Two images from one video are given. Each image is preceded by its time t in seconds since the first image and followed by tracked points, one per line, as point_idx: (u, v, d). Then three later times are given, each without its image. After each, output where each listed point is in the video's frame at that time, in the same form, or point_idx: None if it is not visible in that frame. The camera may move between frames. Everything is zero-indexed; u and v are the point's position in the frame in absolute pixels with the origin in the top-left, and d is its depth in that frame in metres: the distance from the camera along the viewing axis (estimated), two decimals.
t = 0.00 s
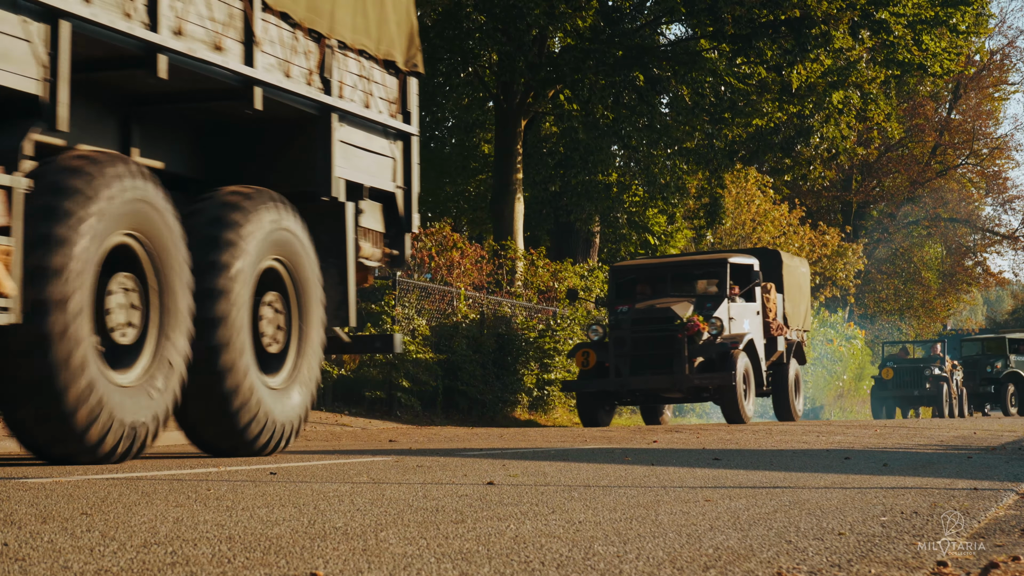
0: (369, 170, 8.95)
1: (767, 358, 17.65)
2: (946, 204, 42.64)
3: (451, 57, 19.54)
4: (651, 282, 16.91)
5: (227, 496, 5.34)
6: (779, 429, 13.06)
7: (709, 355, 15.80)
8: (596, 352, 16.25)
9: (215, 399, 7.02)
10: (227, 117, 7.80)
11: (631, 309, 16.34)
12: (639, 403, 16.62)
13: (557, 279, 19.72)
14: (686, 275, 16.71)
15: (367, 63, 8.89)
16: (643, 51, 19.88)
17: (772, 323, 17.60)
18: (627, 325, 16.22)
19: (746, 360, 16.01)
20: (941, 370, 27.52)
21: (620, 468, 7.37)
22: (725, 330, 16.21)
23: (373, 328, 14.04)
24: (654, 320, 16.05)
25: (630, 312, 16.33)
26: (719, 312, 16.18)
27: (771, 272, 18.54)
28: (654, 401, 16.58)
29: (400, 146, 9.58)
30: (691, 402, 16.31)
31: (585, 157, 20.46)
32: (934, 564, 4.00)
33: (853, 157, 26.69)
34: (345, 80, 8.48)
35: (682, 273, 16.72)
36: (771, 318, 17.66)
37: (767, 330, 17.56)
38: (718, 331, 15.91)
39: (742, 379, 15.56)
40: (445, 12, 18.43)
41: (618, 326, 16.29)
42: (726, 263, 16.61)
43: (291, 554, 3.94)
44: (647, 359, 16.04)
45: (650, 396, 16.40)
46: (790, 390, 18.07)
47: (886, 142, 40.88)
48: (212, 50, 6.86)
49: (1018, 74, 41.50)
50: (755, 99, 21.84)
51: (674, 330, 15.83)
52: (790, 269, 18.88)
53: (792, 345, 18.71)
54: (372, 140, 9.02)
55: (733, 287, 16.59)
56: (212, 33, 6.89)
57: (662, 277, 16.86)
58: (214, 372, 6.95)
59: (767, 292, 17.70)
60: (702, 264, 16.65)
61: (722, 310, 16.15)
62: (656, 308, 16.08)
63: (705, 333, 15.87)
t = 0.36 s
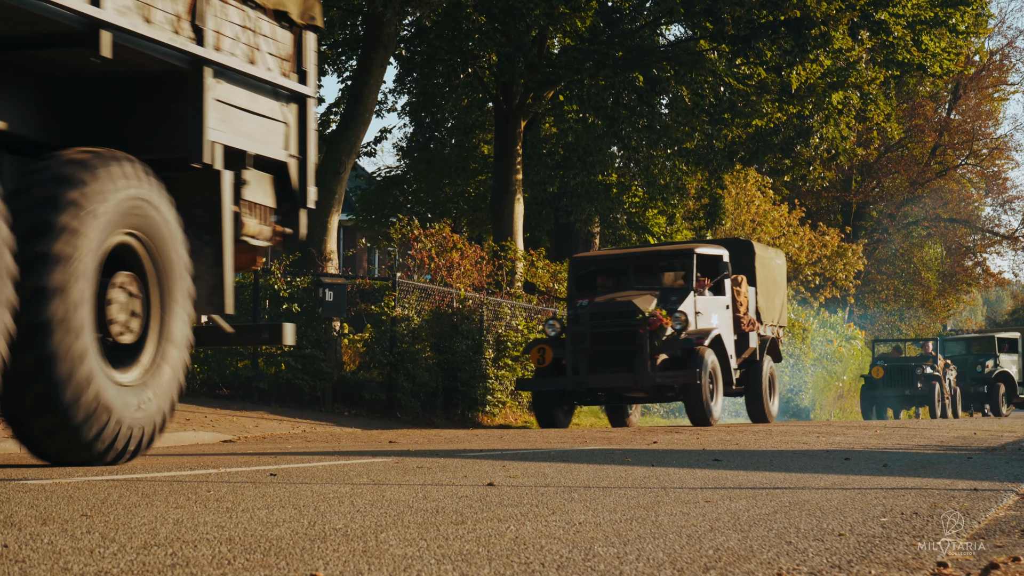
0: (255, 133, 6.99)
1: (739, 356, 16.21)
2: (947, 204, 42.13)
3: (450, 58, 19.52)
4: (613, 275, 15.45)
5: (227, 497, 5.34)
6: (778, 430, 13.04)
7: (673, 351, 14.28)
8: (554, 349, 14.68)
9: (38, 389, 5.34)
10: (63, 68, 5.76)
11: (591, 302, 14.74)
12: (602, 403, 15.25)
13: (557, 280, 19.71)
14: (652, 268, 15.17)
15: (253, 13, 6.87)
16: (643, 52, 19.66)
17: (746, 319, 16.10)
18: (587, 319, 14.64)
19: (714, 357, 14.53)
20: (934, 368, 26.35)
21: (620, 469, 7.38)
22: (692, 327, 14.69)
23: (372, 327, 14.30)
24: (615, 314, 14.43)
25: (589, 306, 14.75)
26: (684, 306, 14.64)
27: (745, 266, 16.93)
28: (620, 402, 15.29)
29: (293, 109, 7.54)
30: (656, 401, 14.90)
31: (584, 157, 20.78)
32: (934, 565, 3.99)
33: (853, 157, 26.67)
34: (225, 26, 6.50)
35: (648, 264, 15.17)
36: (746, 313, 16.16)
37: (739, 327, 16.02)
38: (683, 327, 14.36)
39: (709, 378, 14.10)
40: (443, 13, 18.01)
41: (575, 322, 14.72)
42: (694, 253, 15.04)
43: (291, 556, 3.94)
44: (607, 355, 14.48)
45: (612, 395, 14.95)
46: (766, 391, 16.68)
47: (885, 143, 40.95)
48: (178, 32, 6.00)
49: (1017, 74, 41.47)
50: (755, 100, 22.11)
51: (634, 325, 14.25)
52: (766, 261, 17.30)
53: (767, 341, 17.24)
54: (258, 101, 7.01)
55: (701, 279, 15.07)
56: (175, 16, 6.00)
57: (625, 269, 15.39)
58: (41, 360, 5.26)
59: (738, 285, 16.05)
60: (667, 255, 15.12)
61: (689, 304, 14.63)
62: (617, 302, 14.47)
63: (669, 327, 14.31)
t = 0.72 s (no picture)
0: (97, 85, 4.71)
1: (706, 354, 14.70)
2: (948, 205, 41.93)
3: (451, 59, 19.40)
4: (573, 265, 14.11)
5: (228, 498, 5.33)
6: (780, 431, 13.00)
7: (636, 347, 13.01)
8: (507, 342, 13.36)
9: None
10: None
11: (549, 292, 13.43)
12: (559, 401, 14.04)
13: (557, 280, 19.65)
14: (614, 258, 13.86)
15: None
16: (644, 53, 19.63)
17: (714, 314, 14.57)
18: (543, 311, 13.36)
19: (679, 354, 13.25)
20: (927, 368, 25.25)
21: (621, 470, 7.37)
22: (655, 320, 13.26)
23: (373, 328, 14.38)
24: (574, 305, 13.14)
25: (546, 295, 13.45)
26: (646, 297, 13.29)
27: (715, 258, 15.42)
28: (595, 403, 14.46)
29: (152, 60, 5.16)
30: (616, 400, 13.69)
31: (586, 158, 20.80)
32: (936, 566, 3.99)
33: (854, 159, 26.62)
34: None
35: (610, 253, 13.87)
36: (715, 307, 14.64)
37: (707, 323, 14.52)
38: (646, 320, 13.04)
39: (674, 377, 12.87)
40: (444, 14, 17.99)
41: (531, 313, 13.41)
42: (660, 241, 13.69)
43: (293, 557, 3.93)
44: (566, 350, 13.20)
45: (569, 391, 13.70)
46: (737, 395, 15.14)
47: (886, 144, 40.98)
48: (132, 15, 4.96)
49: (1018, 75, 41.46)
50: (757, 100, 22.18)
51: (594, 318, 12.98)
52: (738, 252, 15.78)
53: (738, 339, 15.69)
54: (105, 47, 4.77)
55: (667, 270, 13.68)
56: None
57: (587, 258, 14.06)
58: None
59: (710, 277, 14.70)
60: (630, 244, 13.81)
61: (654, 296, 13.25)
62: (575, 291, 13.19)
63: (631, 320, 13.01)
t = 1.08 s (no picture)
0: None
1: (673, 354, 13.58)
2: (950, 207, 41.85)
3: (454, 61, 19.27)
4: (532, 257, 12.84)
5: (231, 500, 5.34)
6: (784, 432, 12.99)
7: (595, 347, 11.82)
8: (456, 342, 12.04)
9: None
10: None
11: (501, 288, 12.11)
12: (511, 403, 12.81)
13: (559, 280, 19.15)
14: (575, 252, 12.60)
15: None
16: (646, 56, 19.55)
17: (682, 310, 13.51)
18: (494, 308, 12.05)
19: (643, 354, 12.06)
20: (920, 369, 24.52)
21: (623, 471, 7.35)
22: (616, 318, 12.13)
23: (374, 331, 14.23)
24: (528, 302, 11.85)
25: (500, 292, 12.16)
26: (607, 294, 12.09)
27: (684, 250, 14.33)
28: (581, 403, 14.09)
29: None
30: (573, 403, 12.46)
31: (588, 160, 21.06)
32: (938, 568, 3.98)
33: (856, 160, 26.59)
34: None
35: (570, 246, 12.63)
36: (682, 303, 13.55)
37: (673, 321, 13.45)
38: (606, 319, 11.83)
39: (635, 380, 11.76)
40: (447, 17, 17.65)
41: (484, 310, 12.12)
42: (622, 232, 12.57)
43: (296, 558, 3.94)
44: (519, 351, 11.94)
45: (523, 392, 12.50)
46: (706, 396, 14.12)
47: (888, 145, 40.98)
48: None
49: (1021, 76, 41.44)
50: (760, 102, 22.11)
51: (550, 316, 11.71)
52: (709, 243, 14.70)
53: (709, 336, 14.64)
54: None
55: (630, 263, 12.56)
56: None
57: (544, 250, 12.79)
58: None
59: (676, 272, 13.56)
60: (592, 234, 12.60)
61: (615, 292, 12.10)
62: (531, 287, 11.90)
63: (589, 319, 11.79)
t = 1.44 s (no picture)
0: None
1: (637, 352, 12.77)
2: (952, 207, 41.94)
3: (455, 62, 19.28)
4: (486, 246, 12.05)
5: (232, 501, 5.34)
6: (785, 433, 13.01)
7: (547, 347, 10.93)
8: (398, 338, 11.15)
9: None
10: None
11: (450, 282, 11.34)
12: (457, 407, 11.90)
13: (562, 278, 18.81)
14: (531, 241, 11.84)
15: None
16: (647, 56, 19.51)
17: (645, 306, 12.59)
18: (440, 302, 11.28)
19: (600, 352, 11.25)
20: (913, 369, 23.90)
21: (624, 472, 7.35)
22: (572, 315, 11.30)
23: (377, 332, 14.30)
24: (477, 296, 11.07)
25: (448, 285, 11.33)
26: (563, 290, 11.26)
27: (651, 240, 13.26)
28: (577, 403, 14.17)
29: None
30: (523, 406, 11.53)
31: (589, 160, 21.02)
32: (941, 569, 3.98)
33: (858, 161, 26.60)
34: None
35: (525, 235, 11.87)
36: (646, 298, 12.61)
37: (637, 317, 12.56)
38: (561, 316, 10.98)
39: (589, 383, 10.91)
40: (448, 17, 17.66)
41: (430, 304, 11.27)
42: (581, 221, 11.82)
43: (297, 559, 3.94)
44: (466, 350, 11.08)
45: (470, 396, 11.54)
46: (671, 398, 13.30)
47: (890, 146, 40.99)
48: None
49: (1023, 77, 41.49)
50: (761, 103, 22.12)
51: (500, 313, 10.91)
52: (680, 232, 13.61)
53: (676, 332, 13.72)
54: None
55: (590, 255, 11.75)
56: None
57: (497, 240, 12.03)
58: None
59: (642, 264, 12.59)
60: (547, 223, 11.85)
61: (571, 287, 11.27)
62: (483, 281, 11.12)
63: (542, 316, 10.95)
